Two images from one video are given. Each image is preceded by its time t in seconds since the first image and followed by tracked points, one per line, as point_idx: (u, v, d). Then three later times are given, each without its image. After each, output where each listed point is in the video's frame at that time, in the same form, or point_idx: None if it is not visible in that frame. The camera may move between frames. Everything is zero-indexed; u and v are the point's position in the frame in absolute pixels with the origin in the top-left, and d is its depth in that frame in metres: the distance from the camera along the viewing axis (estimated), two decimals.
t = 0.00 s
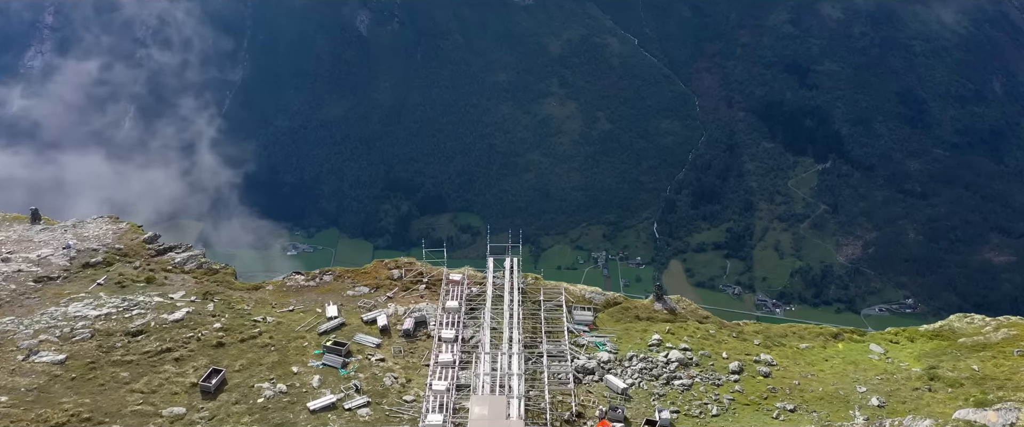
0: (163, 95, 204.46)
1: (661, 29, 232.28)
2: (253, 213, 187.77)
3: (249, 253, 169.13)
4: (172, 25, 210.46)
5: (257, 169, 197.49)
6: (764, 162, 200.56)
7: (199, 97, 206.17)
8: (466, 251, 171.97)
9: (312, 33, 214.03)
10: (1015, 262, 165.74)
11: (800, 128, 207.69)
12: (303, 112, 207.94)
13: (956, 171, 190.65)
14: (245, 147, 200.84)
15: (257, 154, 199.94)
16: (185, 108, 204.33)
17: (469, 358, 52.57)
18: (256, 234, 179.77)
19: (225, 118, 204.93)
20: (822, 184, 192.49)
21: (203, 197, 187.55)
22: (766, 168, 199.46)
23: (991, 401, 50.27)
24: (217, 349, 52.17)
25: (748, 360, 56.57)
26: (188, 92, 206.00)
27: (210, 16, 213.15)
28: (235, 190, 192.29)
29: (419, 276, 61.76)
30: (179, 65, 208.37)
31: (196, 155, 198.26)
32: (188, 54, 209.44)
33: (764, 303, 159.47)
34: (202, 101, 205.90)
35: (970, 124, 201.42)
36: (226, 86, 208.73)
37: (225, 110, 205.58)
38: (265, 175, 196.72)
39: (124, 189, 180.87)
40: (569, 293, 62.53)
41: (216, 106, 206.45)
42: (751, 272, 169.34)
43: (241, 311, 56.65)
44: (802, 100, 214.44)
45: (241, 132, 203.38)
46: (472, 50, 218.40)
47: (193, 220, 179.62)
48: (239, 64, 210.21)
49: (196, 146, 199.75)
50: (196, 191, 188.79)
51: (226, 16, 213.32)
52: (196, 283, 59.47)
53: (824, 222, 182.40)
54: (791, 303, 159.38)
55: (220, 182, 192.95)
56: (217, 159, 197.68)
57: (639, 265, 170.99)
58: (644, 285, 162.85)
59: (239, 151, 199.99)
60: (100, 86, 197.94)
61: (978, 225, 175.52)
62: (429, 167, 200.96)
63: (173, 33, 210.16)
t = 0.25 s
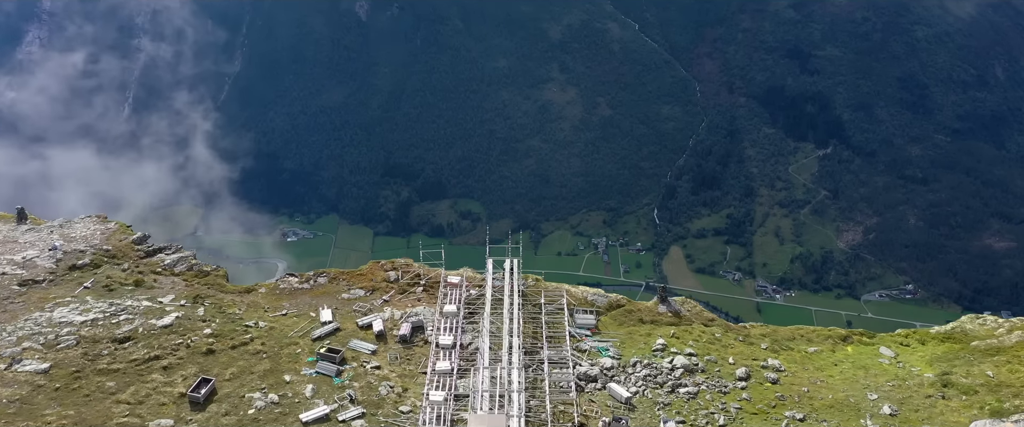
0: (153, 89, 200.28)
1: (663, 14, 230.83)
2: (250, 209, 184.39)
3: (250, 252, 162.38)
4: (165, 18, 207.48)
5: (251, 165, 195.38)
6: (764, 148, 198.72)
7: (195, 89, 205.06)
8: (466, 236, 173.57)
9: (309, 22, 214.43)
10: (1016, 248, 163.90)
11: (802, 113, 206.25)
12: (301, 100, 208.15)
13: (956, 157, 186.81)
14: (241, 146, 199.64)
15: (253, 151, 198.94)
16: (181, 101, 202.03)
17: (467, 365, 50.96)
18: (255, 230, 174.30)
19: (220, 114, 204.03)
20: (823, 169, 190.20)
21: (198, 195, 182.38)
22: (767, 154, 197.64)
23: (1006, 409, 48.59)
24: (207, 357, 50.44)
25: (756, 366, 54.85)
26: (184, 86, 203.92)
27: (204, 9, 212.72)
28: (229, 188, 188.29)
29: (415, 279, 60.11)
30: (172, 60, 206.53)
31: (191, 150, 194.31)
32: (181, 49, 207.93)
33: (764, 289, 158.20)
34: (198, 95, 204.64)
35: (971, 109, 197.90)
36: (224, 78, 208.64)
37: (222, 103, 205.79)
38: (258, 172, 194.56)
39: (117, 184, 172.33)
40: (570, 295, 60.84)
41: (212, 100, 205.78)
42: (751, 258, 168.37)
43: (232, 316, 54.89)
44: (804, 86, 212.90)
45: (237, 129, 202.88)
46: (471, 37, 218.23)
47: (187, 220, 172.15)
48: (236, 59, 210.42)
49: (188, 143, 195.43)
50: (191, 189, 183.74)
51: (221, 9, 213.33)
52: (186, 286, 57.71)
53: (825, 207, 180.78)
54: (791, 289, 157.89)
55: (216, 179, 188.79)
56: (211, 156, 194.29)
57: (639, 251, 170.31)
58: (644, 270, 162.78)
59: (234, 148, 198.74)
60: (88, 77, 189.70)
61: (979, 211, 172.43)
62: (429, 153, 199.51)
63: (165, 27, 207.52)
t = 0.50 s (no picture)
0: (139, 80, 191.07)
1: None
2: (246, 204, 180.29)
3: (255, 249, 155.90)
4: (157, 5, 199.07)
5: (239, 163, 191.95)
6: (765, 130, 198.07)
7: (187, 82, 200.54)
8: (467, 220, 177.39)
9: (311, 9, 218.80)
10: (1016, 231, 160.51)
11: (803, 96, 205.19)
12: (303, 84, 212.79)
13: (956, 139, 183.30)
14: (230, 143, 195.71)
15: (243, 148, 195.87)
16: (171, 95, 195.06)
17: (466, 372, 49.29)
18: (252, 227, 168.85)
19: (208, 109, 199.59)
20: (823, 152, 189.40)
21: (192, 191, 174.75)
22: (768, 135, 196.94)
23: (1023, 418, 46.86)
24: (197, 364, 48.69)
25: (763, 371, 53.16)
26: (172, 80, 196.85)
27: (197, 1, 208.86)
28: (222, 185, 182.84)
29: (412, 278, 58.31)
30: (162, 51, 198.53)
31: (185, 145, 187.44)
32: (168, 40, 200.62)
33: (763, 271, 158.77)
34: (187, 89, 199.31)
35: (971, 92, 194.01)
36: (219, 70, 208.44)
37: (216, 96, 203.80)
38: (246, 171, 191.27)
39: (110, 177, 161.41)
40: (572, 294, 59.15)
41: (204, 93, 201.98)
42: (751, 241, 168.49)
43: (223, 319, 53.16)
44: (805, 68, 211.38)
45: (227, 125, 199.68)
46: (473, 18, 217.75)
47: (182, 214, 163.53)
48: (231, 52, 211.85)
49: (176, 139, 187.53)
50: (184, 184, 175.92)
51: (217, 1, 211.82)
52: (175, 288, 55.87)
53: (825, 190, 179.92)
54: (791, 272, 158.82)
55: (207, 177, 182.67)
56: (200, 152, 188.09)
57: (639, 234, 171.38)
58: (645, 254, 164.03)
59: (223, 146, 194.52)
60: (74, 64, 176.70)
61: (980, 194, 169.18)
62: (428, 135, 201.54)
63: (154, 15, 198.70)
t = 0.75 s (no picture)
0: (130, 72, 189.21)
1: None
2: (237, 194, 175.31)
3: (247, 245, 149.57)
4: None
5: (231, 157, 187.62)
6: (766, 111, 196.43)
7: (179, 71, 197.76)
8: (466, 201, 176.30)
9: None
10: (1017, 211, 157.68)
11: (804, 77, 203.48)
12: (300, 64, 210.33)
13: (959, 119, 181.45)
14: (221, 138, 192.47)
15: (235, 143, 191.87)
16: (162, 86, 192.76)
17: (463, 377, 47.65)
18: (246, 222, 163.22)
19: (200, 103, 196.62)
20: (825, 133, 187.43)
21: (181, 185, 170.65)
22: (769, 117, 195.37)
23: None
24: (186, 369, 47.01)
25: (771, 375, 51.48)
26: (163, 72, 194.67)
27: None
28: (214, 179, 178.73)
29: (409, 277, 56.63)
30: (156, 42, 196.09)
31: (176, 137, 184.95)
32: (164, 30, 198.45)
33: (764, 253, 156.91)
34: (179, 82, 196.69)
35: (975, 72, 191.99)
36: (215, 55, 205.06)
37: (213, 83, 201.93)
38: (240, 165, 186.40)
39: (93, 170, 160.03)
40: (573, 293, 57.47)
41: (198, 85, 199.53)
42: (751, 222, 166.45)
43: (213, 322, 51.38)
44: (807, 48, 208.55)
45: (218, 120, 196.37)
46: None
47: (171, 210, 159.21)
48: (228, 35, 208.37)
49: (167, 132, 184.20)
50: (173, 177, 172.10)
51: None
52: (164, 289, 54.02)
53: (827, 171, 177.78)
54: (791, 252, 156.67)
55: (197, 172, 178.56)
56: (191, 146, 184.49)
57: (639, 215, 170.16)
58: (644, 235, 163.21)
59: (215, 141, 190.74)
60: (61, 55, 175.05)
61: (981, 175, 166.59)
62: (428, 116, 200.30)
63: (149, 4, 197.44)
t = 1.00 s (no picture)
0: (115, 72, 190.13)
1: None
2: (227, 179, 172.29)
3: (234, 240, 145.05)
4: None
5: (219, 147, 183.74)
6: (767, 90, 197.23)
7: (171, 60, 198.24)
8: (467, 181, 174.90)
9: None
10: (1018, 190, 156.02)
11: (805, 55, 203.00)
12: (300, 44, 213.05)
13: (961, 97, 180.77)
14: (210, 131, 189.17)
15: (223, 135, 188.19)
16: (154, 76, 193.93)
17: (462, 384, 45.96)
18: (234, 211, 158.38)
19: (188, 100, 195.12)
20: (826, 112, 186.89)
21: (170, 171, 169.52)
22: (770, 96, 195.49)
23: None
24: (174, 375, 45.32)
25: (779, 378, 49.80)
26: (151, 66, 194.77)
27: None
28: (203, 169, 174.91)
29: (405, 275, 54.93)
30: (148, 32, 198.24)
31: (165, 131, 183.89)
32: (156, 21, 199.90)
33: (764, 232, 154.22)
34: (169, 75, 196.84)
35: (977, 50, 191.38)
36: (207, 46, 204.65)
37: (211, 62, 203.38)
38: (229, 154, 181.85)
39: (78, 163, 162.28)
40: (575, 293, 55.84)
41: (190, 76, 198.95)
42: (751, 202, 163.77)
43: (203, 325, 49.68)
44: (808, 26, 207.04)
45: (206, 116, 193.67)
46: None
47: (160, 198, 157.46)
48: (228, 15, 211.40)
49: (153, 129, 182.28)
50: (162, 168, 170.37)
51: None
52: (152, 289, 52.32)
53: (828, 150, 176.30)
54: (791, 233, 153.66)
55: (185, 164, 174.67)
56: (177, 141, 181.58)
57: (639, 195, 167.29)
58: (645, 215, 160.52)
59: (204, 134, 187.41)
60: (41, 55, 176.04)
61: (982, 153, 165.28)
62: (428, 96, 201.31)
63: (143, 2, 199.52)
